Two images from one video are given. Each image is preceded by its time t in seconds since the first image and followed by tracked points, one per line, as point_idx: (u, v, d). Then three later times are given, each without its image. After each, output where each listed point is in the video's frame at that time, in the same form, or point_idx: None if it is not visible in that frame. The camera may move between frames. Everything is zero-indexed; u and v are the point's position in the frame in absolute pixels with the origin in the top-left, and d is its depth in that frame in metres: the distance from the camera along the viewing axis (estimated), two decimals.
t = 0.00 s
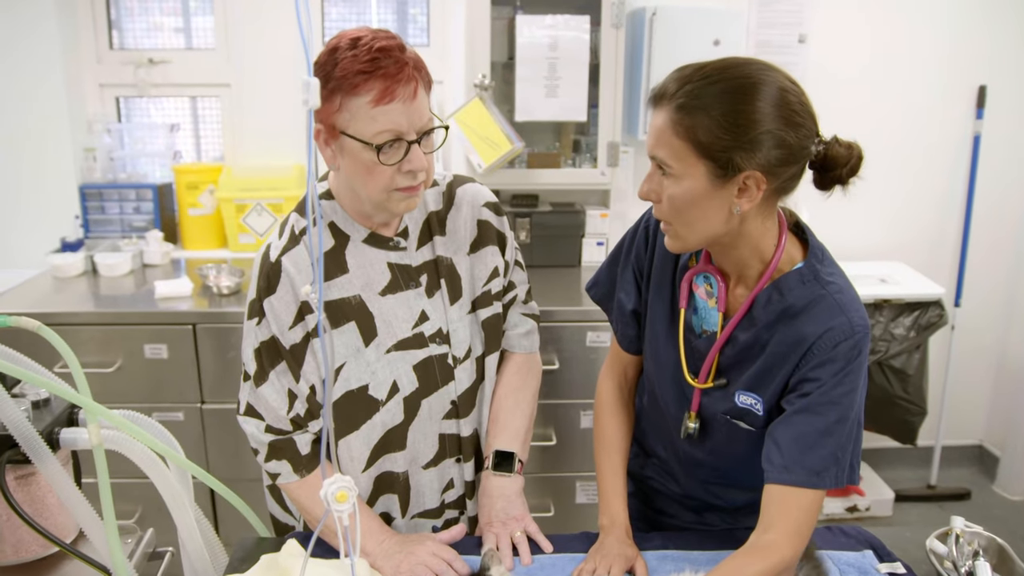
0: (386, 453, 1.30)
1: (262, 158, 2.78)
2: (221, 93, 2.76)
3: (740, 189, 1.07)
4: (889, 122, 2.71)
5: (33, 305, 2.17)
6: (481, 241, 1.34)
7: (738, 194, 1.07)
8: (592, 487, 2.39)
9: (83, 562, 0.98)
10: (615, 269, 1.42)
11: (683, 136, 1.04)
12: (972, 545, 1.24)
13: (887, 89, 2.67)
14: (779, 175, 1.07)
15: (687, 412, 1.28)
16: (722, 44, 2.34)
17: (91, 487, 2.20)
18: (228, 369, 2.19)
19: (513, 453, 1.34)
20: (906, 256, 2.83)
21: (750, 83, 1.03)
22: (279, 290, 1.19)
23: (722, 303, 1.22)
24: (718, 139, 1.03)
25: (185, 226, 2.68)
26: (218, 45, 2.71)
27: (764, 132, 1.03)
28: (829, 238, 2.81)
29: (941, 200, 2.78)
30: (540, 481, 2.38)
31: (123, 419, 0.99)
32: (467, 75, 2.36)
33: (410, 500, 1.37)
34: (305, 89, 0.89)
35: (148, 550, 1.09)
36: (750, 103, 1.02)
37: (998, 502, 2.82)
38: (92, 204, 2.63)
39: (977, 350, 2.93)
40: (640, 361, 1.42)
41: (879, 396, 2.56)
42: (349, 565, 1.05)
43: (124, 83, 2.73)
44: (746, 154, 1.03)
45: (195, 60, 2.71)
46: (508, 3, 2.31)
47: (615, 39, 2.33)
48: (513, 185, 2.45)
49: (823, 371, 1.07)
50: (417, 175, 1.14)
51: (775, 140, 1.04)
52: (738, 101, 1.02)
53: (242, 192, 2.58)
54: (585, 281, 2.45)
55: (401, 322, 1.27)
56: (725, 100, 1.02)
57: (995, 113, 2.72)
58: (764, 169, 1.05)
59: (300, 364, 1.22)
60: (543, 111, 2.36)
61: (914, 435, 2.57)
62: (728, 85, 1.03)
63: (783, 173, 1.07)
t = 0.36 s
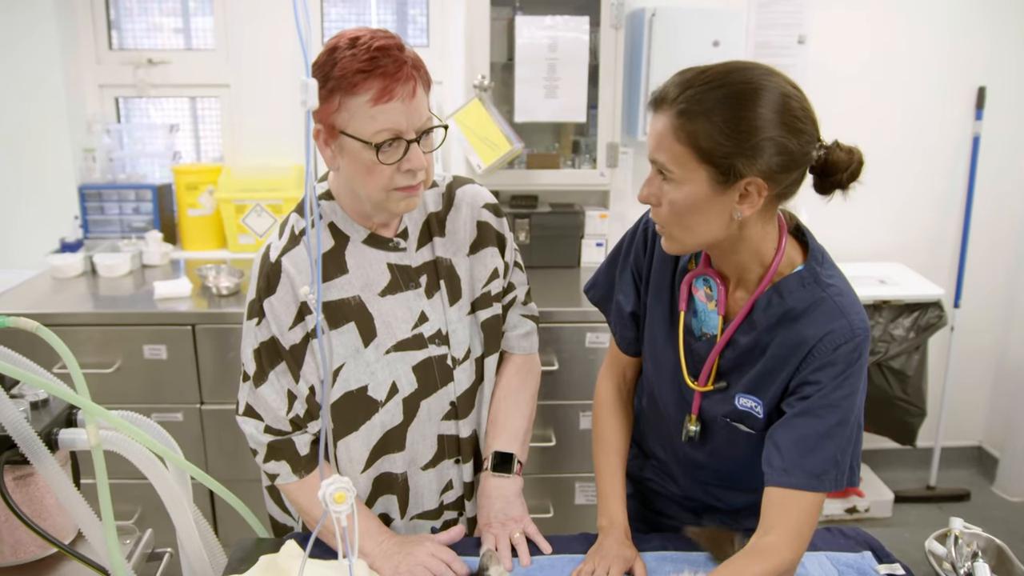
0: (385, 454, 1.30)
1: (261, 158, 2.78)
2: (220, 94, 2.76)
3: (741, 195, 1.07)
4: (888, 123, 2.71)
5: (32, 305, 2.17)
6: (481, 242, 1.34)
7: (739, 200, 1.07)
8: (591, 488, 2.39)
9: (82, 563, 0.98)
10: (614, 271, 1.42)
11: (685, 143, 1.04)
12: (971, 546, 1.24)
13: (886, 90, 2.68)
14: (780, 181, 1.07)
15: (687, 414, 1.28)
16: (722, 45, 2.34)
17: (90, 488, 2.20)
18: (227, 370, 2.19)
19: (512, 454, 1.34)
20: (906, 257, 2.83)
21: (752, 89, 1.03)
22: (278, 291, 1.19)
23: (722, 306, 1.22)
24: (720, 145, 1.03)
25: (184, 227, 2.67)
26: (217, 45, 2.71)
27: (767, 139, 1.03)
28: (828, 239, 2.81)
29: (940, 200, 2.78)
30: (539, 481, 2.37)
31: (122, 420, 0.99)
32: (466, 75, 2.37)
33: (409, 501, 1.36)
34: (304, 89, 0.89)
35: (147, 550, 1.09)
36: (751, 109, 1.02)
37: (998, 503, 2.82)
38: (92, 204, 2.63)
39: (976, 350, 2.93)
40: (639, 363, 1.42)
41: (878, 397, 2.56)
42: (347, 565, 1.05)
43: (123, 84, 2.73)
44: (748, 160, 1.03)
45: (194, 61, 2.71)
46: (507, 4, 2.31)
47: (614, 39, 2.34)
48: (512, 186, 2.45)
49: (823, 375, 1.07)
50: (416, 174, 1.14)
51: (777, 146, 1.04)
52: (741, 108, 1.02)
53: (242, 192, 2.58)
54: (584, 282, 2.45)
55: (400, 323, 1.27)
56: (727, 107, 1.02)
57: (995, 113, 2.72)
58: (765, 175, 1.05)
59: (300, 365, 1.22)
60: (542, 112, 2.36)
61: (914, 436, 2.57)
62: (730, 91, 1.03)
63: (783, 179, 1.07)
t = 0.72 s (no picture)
0: (386, 454, 1.30)
1: (261, 161, 2.78)
2: (221, 96, 2.77)
3: (736, 203, 1.07)
4: (888, 123, 2.71)
5: (33, 308, 2.17)
6: (481, 243, 1.35)
7: (735, 207, 1.07)
8: (592, 488, 2.39)
9: (84, 564, 0.98)
10: (615, 271, 1.43)
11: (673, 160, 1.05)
12: (971, 544, 1.24)
13: (886, 90, 2.68)
14: (773, 182, 1.07)
15: (688, 414, 1.29)
16: (720, 46, 2.35)
17: (92, 490, 2.20)
18: (228, 372, 2.19)
19: (513, 454, 1.34)
20: (907, 256, 2.83)
21: (735, 96, 1.02)
22: (279, 292, 1.20)
23: (724, 306, 1.22)
24: (708, 158, 1.03)
25: (185, 229, 2.68)
26: (218, 48, 2.72)
27: (755, 146, 1.03)
28: (827, 239, 2.81)
29: (939, 200, 2.78)
30: (540, 482, 2.38)
31: (123, 422, 0.99)
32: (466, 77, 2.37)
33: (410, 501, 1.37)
34: (303, 92, 0.90)
35: (148, 551, 1.09)
36: (737, 118, 1.02)
37: (999, 502, 2.82)
38: (93, 207, 2.64)
39: (977, 349, 2.93)
40: (640, 363, 1.42)
41: (879, 396, 2.56)
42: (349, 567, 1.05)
43: (124, 87, 2.74)
44: (738, 169, 1.04)
45: (194, 64, 2.72)
46: (507, 5, 2.32)
47: (613, 40, 2.34)
48: (512, 188, 2.46)
49: (824, 373, 1.08)
50: (416, 177, 1.15)
51: (767, 150, 1.04)
52: (726, 118, 1.02)
53: (242, 195, 2.58)
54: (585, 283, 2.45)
55: (401, 324, 1.28)
56: (712, 118, 1.02)
57: (994, 112, 2.72)
58: (757, 181, 1.05)
59: (300, 366, 1.22)
60: (542, 113, 2.36)
61: (914, 435, 2.58)
62: (713, 102, 1.03)
63: (776, 179, 1.07)
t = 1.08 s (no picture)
0: (389, 454, 1.31)
1: (261, 162, 2.79)
2: (221, 98, 2.77)
3: (727, 206, 1.07)
4: (887, 122, 2.71)
5: (35, 310, 2.18)
6: (481, 242, 1.35)
7: (729, 210, 1.08)
8: (594, 487, 2.40)
9: (86, 563, 0.99)
10: (613, 270, 1.43)
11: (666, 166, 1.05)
12: (969, 541, 1.23)
13: (886, 88, 2.68)
14: (766, 185, 1.07)
15: (686, 412, 1.29)
16: (719, 46, 2.36)
17: (94, 491, 2.21)
18: (230, 372, 2.20)
19: (514, 453, 1.35)
20: (907, 255, 2.84)
21: (727, 101, 1.03)
22: (281, 295, 1.20)
23: (721, 305, 1.23)
24: (701, 164, 1.03)
25: (186, 231, 2.69)
26: (218, 50, 2.72)
27: (748, 151, 1.04)
28: (827, 238, 2.81)
29: (939, 199, 2.79)
30: (542, 481, 2.38)
31: (125, 421, 1.00)
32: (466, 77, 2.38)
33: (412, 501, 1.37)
34: (301, 92, 0.90)
35: (150, 550, 1.10)
36: (729, 124, 1.02)
37: (1000, 500, 2.82)
38: (94, 209, 2.65)
39: (978, 346, 2.93)
40: (639, 362, 1.43)
41: (880, 395, 2.56)
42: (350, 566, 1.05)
43: (125, 89, 2.75)
44: (731, 174, 1.04)
45: (195, 66, 2.73)
46: (506, 6, 2.32)
47: (613, 40, 2.35)
48: (512, 188, 2.46)
49: (820, 371, 1.08)
50: (413, 180, 1.15)
51: (760, 155, 1.04)
52: (718, 123, 1.02)
53: (243, 196, 2.58)
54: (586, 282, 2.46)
55: (402, 324, 1.28)
56: (703, 124, 1.03)
57: (994, 111, 2.72)
58: (748, 185, 1.06)
59: (302, 369, 1.23)
60: (542, 113, 2.37)
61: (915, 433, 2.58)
62: (705, 108, 1.03)
63: (769, 182, 1.07)
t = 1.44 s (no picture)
0: (391, 451, 1.32)
1: (262, 164, 2.80)
2: (223, 100, 2.79)
3: (720, 208, 1.08)
4: (886, 122, 2.72)
5: (38, 311, 2.19)
6: (482, 242, 1.36)
7: (723, 211, 1.08)
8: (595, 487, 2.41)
9: (89, 561, 0.99)
10: (609, 270, 1.43)
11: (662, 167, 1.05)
12: (969, 539, 1.24)
13: (886, 89, 2.69)
14: (760, 188, 1.08)
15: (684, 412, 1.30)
16: (720, 46, 2.36)
17: (97, 491, 2.22)
18: (231, 372, 2.21)
19: (514, 452, 1.36)
20: (908, 255, 2.84)
21: (723, 104, 1.03)
22: (284, 293, 1.21)
23: (717, 304, 1.23)
24: (696, 165, 1.04)
25: (188, 232, 2.70)
26: (219, 52, 2.73)
27: (743, 154, 1.04)
28: (826, 238, 2.82)
29: (939, 199, 2.79)
30: (543, 481, 2.39)
31: (128, 421, 1.00)
32: (466, 78, 2.39)
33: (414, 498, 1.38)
34: (301, 94, 0.91)
35: (153, 549, 1.10)
36: (723, 126, 1.03)
37: (1001, 500, 2.82)
38: (97, 210, 2.67)
39: (979, 346, 2.93)
40: (638, 361, 1.44)
41: (880, 395, 2.56)
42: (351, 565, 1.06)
43: (127, 91, 2.76)
44: (726, 177, 1.04)
45: (196, 67, 2.74)
46: (506, 7, 2.33)
47: (613, 41, 2.35)
48: (513, 189, 2.47)
49: (817, 369, 1.09)
50: (409, 181, 1.16)
51: (755, 159, 1.05)
52: (714, 126, 1.03)
53: (245, 197, 2.59)
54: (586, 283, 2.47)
55: (405, 321, 1.29)
56: (699, 126, 1.03)
57: (994, 111, 2.73)
58: (742, 188, 1.06)
59: (303, 367, 1.23)
60: (542, 114, 2.38)
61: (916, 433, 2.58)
62: (701, 109, 1.03)
63: (763, 185, 1.08)
